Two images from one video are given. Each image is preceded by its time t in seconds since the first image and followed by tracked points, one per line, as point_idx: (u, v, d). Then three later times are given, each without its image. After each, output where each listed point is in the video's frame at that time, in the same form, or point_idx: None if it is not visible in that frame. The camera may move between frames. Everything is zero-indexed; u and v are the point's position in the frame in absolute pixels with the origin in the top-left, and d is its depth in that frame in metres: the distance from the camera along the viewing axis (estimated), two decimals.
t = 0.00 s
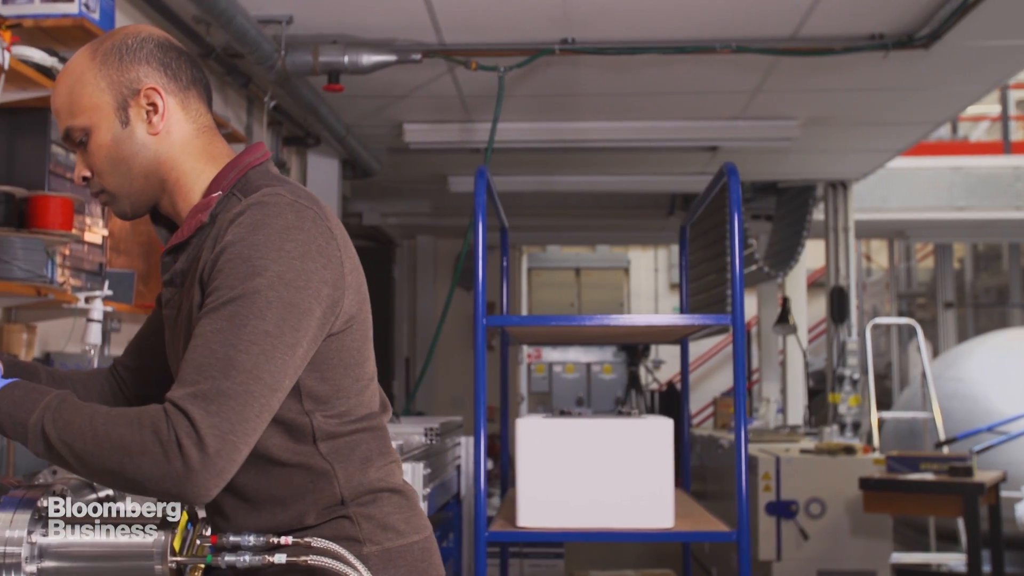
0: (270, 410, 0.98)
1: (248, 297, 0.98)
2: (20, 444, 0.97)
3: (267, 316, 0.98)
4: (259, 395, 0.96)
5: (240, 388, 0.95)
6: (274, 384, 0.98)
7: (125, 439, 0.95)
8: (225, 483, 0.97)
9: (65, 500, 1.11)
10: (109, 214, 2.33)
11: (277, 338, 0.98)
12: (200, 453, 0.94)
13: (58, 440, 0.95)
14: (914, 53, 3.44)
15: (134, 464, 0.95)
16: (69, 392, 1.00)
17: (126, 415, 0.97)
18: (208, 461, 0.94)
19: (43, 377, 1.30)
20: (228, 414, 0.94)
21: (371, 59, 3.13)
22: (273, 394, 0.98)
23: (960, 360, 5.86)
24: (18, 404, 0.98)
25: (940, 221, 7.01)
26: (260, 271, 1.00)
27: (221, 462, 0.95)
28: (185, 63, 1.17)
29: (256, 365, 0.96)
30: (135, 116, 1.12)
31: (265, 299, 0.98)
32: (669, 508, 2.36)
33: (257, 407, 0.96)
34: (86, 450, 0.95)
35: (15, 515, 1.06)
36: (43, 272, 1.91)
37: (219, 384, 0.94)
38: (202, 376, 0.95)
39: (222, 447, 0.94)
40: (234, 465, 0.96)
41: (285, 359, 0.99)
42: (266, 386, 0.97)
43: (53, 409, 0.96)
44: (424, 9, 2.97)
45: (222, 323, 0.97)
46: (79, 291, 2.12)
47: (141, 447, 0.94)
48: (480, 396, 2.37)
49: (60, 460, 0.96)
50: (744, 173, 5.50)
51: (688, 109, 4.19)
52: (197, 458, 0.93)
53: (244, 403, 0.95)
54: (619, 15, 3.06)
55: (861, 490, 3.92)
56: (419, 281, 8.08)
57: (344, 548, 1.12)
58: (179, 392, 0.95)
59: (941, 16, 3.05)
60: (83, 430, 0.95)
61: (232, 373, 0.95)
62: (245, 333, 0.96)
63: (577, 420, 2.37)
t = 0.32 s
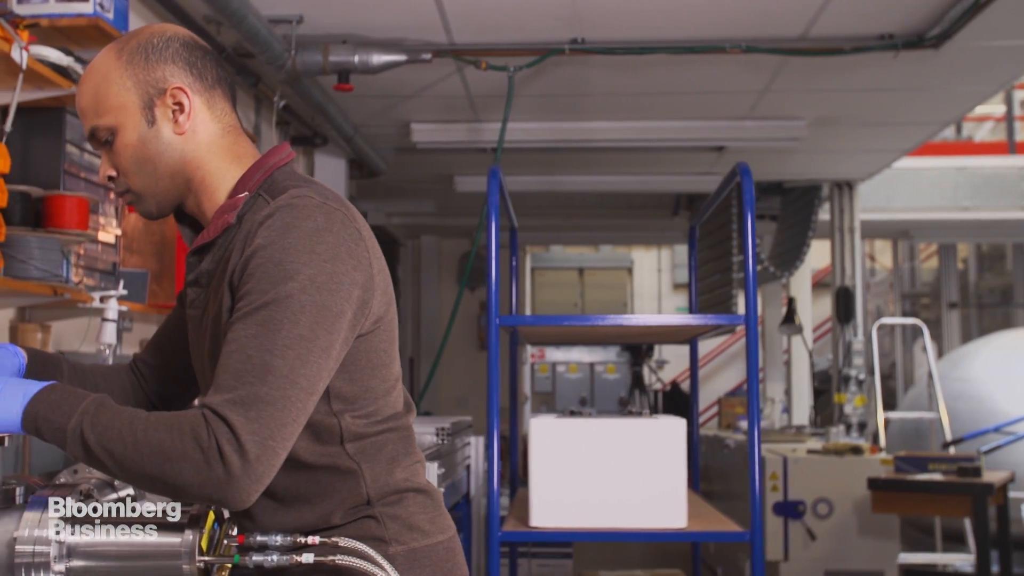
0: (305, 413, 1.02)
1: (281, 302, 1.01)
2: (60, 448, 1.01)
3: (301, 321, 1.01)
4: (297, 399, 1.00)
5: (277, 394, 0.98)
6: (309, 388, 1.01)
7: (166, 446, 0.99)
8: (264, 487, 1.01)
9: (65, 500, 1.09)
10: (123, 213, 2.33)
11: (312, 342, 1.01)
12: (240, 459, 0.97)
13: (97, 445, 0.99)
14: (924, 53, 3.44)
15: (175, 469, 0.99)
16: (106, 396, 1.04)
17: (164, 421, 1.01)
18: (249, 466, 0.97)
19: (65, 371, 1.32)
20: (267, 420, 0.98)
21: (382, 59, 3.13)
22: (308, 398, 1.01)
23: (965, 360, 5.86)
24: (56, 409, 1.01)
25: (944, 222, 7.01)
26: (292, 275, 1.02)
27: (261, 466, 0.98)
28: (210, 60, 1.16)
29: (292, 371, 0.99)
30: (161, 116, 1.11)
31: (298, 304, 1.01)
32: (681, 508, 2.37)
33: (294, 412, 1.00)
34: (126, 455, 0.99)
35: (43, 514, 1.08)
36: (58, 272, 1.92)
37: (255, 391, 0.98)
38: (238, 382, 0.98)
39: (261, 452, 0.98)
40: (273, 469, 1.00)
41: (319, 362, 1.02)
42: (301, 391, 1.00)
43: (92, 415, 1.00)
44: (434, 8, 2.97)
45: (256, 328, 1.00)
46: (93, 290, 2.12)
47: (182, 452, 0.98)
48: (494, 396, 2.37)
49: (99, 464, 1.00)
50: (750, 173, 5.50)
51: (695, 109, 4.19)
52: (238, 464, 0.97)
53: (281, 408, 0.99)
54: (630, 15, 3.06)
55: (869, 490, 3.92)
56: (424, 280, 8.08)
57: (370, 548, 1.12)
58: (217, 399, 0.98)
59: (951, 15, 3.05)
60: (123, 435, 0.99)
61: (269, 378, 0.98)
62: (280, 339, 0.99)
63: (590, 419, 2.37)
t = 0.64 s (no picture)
0: (329, 413, 1.01)
1: (307, 300, 1.00)
2: (83, 440, 1.00)
3: (327, 320, 1.00)
4: (321, 398, 0.99)
5: (301, 392, 0.97)
6: (333, 387, 1.01)
7: (189, 441, 0.98)
8: (286, 485, 1.01)
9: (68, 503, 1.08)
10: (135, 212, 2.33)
11: (337, 341, 1.00)
12: (263, 457, 0.97)
13: (121, 439, 0.98)
14: (933, 53, 3.44)
15: (197, 465, 0.98)
16: (130, 390, 1.03)
17: (187, 416, 1.00)
18: (272, 464, 0.97)
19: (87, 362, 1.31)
20: (291, 418, 0.97)
21: (392, 58, 3.13)
22: (332, 396, 1.01)
23: (970, 360, 5.85)
24: (80, 402, 1.01)
25: (949, 222, 7.01)
26: (319, 274, 1.02)
27: (284, 464, 0.98)
28: (237, 60, 1.17)
29: (316, 369, 0.99)
30: (188, 114, 1.12)
31: (324, 303, 1.01)
32: (694, 508, 2.37)
33: (317, 410, 0.99)
34: (149, 449, 0.98)
35: (70, 514, 1.08)
36: (74, 271, 1.92)
37: (279, 388, 0.97)
38: (263, 379, 0.98)
39: (284, 450, 0.97)
40: (295, 467, 0.99)
41: (343, 361, 1.01)
42: (326, 389, 1.00)
43: (116, 408, 1.00)
44: (445, 8, 2.97)
45: (282, 326, 0.99)
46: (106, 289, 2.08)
47: (205, 449, 0.97)
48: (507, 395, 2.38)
49: (122, 458, 0.99)
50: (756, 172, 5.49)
51: (702, 108, 4.19)
52: (261, 462, 0.96)
53: (305, 406, 0.98)
54: (640, 15, 3.06)
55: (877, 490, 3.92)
56: (428, 280, 8.08)
57: (397, 548, 1.12)
58: (240, 396, 0.98)
59: (962, 15, 3.04)
60: (146, 430, 0.99)
61: (293, 376, 0.97)
62: (305, 337, 0.99)
63: (603, 419, 2.37)
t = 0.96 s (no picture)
0: (355, 412, 1.01)
1: (335, 299, 1.00)
2: (109, 437, 1.00)
3: (354, 319, 1.00)
4: (348, 397, 0.99)
5: (329, 391, 0.97)
6: (361, 386, 1.01)
7: (217, 438, 0.98)
8: (313, 485, 1.01)
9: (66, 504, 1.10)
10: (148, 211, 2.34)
11: (365, 340, 1.00)
12: (292, 456, 0.96)
13: (148, 436, 0.99)
14: (943, 53, 3.44)
15: (225, 463, 0.98)
16: (157, 387, 1.04)
17: (214, 414, 1.00)
18: (300, 463, 0.96)
19: (112, 364, 1.33)
20: (319, 417, 0.97)
21: (402, 58, 3.12)
22: (360, 395, 1.01)
23: (975, 360, 5.85)
24: (108, 398, 1.01)
25: (953, 222, 7.00)
26: (347, 273, 1.02)
27: (312, 464, 0.98)
28: (264, 59, 1.20)
29: (344, 367, 0.99)
30: (215, 112, 1.14)
31: (352, 301, 1.01)
32: (707, 508, 2.37)
33: (345, 410, 0.99)
34: (177, 447, 0.98)
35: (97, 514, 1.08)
36: (89, 270, 1.91)
37: (307, 387, 0.97)
38: (291, 378, 0.98)
39: (313, 449, 0.97)
40: (323, 467, 0.99)
41: (371, 361, 1.01)
42: (353, 388, 1.00)
43: (143, 405, 1.00)
44: (455, 8, 2.97)
45: (310, 324, 0.99)
46: (122, 289, 2.07)
47: (234, 447, 0.97)
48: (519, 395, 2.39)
49: (148, 455, 0.99)
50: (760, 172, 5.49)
51: (710, 108, 4.18)
52: (289, 461, 0.96)
53: (333, 405, 0.98)
54: (650, 14, 3.05)
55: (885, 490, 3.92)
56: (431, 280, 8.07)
57: (422, 547, 1.12)
58: (269, 394, 0.97)
59: (972, 15, 3.04)
60: (174, 427, 0.99)
61: (321, 375, 0.97)
62: (333, 335, 0.99)
63: (615, 419, 2.37)
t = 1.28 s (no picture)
0: (389, 414, 1.01)
1: (367, 301, 1.00)
2: (142, 442, 1.01)
3: (387, 321, 1.01)
4: (382, 399, 0.99)
5: (365, 394, 0.98)
6: (393, 388, 1.01)
7: (252, 443, 0.98)
8: (348, 487, 1.01)
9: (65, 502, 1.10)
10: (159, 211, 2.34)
11: (397, 341, 1.01)
12: (329, 460, 0.97)
13: (181, 441, 0.99)
14: (953, 53, 3.43)
15: (261, 468, 0.98)
16: (188, 391, 1.04)
17: (248, 418, 1.00)
18: (338, 467, 0.97)
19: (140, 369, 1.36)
20: (354, 420, 0.97)
21: (412, 57, 3.11)
22: (393, 397, 1.01)
23: (980, 360, 5.85)
24: (140, 402, 1.02)
25: (956, 222, 6.99)
26: (378, 274, 1.02)
27: (348, 466, 0.98)
28: (287, 57, 1.20)
29: (379, 370, 0.99)
30: (241, 112, 1.14)
31: (383, 303, 1.01)
32: (719, 508, 2.37)
33: (379, 412, 1.00)
34: (212, 452, 0.98)
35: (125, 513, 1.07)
36: (105, 270, 1.91)
37: (343, 391, 0.97)
38: (325, 381, 0.98)
39: (349, 452, 0.98)
40: (359, 469, 1.00)
41: (404, 362, 1.02)
42: (387, 390, 1.00)
43: (176, 410, 1.00)
44: (465, 8, 2.97)
45: (342, 327, 0.99)
46: (137, 289, 2.07)
47: (270, 451, 0.97)
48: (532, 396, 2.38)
49: (182, 459, 1.00)
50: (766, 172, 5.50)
51: (717, 108, 4.18)
52: (327, 465, 0.97)
53: (368, 408, 0.98)
54: (660, 14, 3.05)
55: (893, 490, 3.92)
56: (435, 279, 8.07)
57: (449, 547, 1.12)
58: (304, 398, 0.98)
59: (983, 15, 3.04)
60: (208, 431, 0.99)
61: (356, 378, 0.98)
62: (366, 338, 0.99)
63: (628, 419, 2.37)
